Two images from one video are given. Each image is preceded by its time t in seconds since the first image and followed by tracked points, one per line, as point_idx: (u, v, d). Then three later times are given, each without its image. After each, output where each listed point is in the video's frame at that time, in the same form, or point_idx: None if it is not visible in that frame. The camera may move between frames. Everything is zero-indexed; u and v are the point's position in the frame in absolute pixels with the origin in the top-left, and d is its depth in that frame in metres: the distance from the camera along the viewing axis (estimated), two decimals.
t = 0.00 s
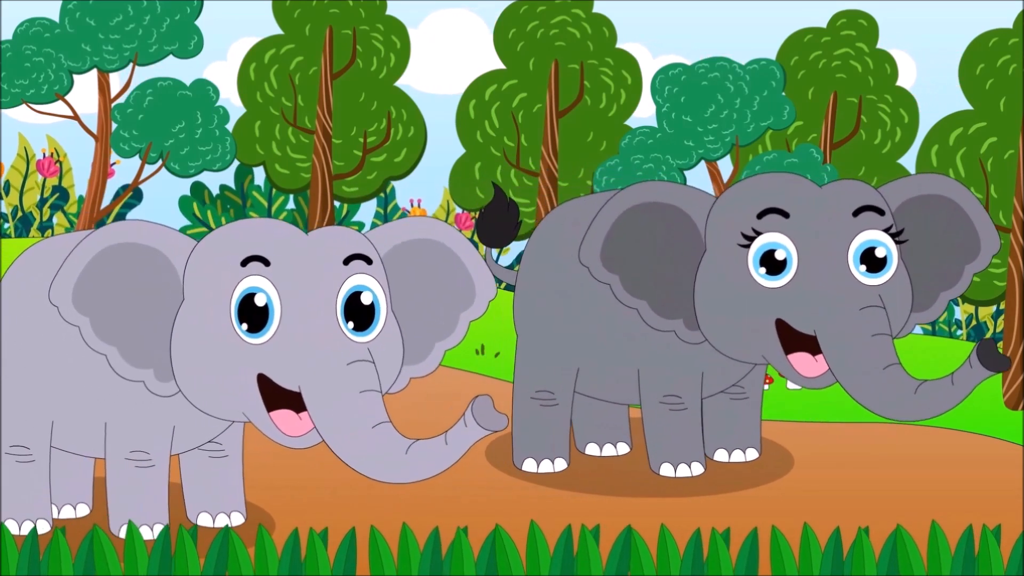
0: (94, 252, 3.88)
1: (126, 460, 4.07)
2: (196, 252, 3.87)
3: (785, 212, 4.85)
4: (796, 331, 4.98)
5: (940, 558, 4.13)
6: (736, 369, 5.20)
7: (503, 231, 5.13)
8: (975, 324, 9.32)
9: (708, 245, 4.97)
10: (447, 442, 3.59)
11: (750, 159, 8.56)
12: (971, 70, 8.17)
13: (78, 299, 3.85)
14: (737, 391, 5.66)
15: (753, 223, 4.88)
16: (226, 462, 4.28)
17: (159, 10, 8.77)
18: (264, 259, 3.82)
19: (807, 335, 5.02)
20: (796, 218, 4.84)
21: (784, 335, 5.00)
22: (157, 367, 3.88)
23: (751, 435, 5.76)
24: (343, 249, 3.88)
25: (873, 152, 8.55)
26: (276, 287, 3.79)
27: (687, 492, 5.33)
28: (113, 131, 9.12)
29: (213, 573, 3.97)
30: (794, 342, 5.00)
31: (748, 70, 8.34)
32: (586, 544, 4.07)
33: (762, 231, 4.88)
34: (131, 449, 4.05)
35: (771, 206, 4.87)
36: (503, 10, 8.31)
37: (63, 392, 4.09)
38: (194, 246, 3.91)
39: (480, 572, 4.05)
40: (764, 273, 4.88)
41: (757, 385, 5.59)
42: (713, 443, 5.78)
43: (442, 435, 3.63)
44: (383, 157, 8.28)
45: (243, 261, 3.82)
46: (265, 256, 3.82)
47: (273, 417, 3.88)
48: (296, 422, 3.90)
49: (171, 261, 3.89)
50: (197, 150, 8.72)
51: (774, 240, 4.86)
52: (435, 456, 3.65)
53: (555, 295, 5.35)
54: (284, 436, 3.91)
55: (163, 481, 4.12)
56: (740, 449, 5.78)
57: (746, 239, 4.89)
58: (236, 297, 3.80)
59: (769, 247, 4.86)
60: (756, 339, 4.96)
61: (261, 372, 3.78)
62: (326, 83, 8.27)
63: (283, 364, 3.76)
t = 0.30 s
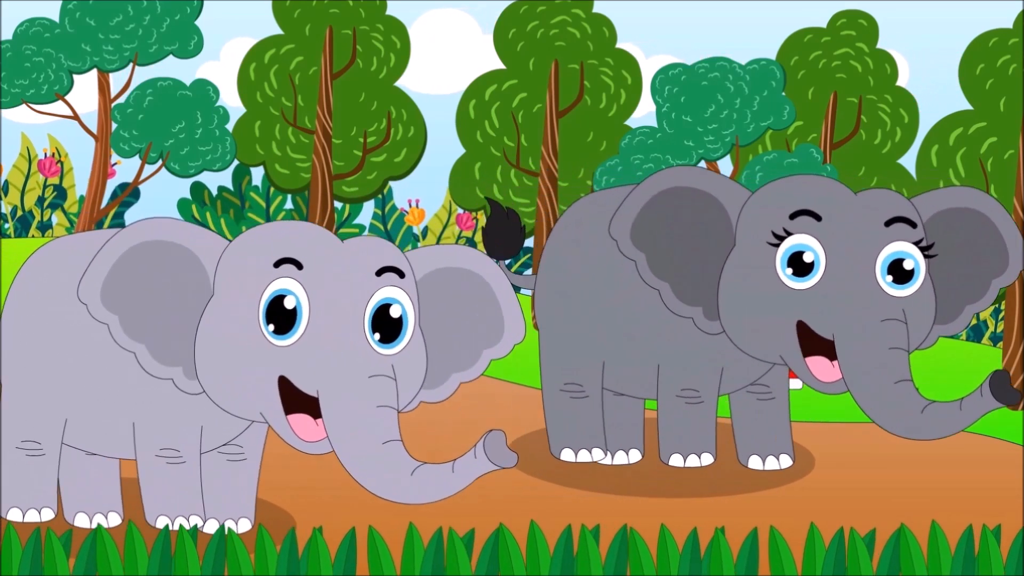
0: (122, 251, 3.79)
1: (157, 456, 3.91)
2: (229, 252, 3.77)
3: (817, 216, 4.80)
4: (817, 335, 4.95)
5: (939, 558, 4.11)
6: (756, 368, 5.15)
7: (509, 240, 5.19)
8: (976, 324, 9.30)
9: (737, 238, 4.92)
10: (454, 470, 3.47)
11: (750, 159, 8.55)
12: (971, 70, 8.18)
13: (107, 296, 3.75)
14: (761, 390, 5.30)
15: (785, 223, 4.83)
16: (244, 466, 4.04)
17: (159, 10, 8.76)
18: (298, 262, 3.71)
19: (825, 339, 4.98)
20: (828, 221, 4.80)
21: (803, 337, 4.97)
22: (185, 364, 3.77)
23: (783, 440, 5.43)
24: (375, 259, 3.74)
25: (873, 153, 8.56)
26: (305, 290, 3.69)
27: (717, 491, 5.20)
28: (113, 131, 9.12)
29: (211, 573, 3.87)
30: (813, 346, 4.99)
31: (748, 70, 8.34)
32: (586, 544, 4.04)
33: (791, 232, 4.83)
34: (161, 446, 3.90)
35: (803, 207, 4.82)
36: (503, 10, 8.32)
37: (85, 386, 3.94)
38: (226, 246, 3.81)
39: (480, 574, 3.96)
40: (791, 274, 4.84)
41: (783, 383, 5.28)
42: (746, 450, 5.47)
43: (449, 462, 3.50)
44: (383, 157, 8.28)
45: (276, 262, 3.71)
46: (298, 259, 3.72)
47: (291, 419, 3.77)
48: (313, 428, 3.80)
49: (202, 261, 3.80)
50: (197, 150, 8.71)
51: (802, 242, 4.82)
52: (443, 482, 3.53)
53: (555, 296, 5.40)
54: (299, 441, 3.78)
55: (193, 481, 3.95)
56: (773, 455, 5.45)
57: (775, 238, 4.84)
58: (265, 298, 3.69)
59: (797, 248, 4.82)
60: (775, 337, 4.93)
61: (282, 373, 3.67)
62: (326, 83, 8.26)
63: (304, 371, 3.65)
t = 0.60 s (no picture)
0: (147, 247, 3.96)
1: (177, 459, 4.06)
2: (249, 253, 3.93)
3: (837, 216, 4.91)
4: (838, 335, 5.04)
5: (938, 557, 4.09)
6: (777, 368, 5.25)
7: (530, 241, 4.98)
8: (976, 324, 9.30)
9: (758, 239, 5.04)
10: (477, 468, 3.67)
11: (750, 159, 8.54)
12: (971, 70, 8.16)
13: (127, 296, 3.93)
14: (781, 389, 5.40)
15: (805, 223, 4.95)
16: (267, 467, 4.14)
17: (159, 10, 8.76)
18: (317, 262, 3.88)
19: (847, 339, 5.06)
20: (848, 221, 4.91)
21: (824, 337, 5.07)
22: (205, 364, 3.93)
23: (801, 443, 5.50)
24: (396, 260, 3.91)
25: (872, 153, 8.56)
26: (325, 290, 3.85)
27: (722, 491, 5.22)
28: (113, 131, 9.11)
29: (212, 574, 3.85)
30: (835, 346, 5.07)
31: (748, 69, 8.31)
32: (586, 543, 4.02)
33: (813, 232, 4.94)
34: (182, 448, 4.04)
35: (824, 206, 4.93)
36: (503, 9, 8.31)
37: (103, 385, 4.10)
38: (248, 246, 3.96)
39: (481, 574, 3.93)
40: (811, 274, 4.96)
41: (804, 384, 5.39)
42: (766, 452, 5.53)
43: (473, 461, 3.70)
44: (383, 156, 8.28)
45: (297, 262, 3.88)
46: (318, 258, 3.89)
47: (311, 420, 3.90)
48: (334, 428, 3.92)
49: (225, 262, 3.95)
50: (197, 150, 8.72)
51: (822, 242, 4.94)
52: (464, 483, 3.72)
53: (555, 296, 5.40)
54: (321, 442, 3.92)
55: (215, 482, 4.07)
56: (792, 457, 5.52)
57: (796, 238, 4.96)
58: (285, 299, 3.86)
59: (817, 249, 4.94)
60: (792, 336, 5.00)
61: (304, 373, 3.83)
62: (326, 83, 8.26)
63: (327, 372, 3.82)
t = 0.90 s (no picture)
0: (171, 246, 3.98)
1: (194, 463, 4.11)
2: (266, 254, 3.95)
3: (853, 215, 4.91)
4: (858, 332, 5.05)
5: (940, 557, 4.06)
6: (799, 368, 5.25)
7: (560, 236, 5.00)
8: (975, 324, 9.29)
9: (775, 240, 5.03)
10: (504, 457, 3.73)
11: (750, 159, 8.53)
12: (971, 70, 8.16)
13: (147, 296, 3.95)
14: (799, 391, 5.43)
15: (821, 224, 4.95)
16: (291, 467, 4.25)
17: (159, 11, 8.77)
18: (335, 262, 3.90)
19: (869, 337, 5.09)
20: (865, 220, 4.91)
21: (845, 336, 5.07)
22: (222, 365, 3.97)
23: (817, 443, 5.56)
24: (412, 256, 3.94)
25: (872, 153, 8.58)
26: (343, 291, 3.88)
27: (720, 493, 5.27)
28: (113, 131, 9.12)
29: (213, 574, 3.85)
30: (857, 345, 5.08)
31: (748, 70, 8.32)
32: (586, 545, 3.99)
33: (829, 232, 4.94)
34: (199, 451, 4.10)
35: (840, 206, 4.93)
36: (503, 9, 8.30)
37: (121, 384, 4.11)
38: (265, 247, 3.98)
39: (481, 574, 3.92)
40: (829, 274, 4.96)
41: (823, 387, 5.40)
42: (780, 451, 5.58)
43: (500, 450, 3.76)
44: (383, 156, 8.29)
45: (314, 262, 3.90)
46: (335, 259, 3.90)
47: (335, 419, 4.00)
48: (357, 426, 4.02)
49: (243, 262, 3.98)
50: (197, 150, 8.72)
51: (841, 242, 4.93)
52: (492, 471, 3.78)
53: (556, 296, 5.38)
54: (345, 441, 4.01)
55: (228, 482, 4.15)
56: (807, 456, 5.57)
57: (814, 239, 4.96)
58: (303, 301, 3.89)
59: (835, 248, 4.94)
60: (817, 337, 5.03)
61: (325, 373, 3.89)
62: (326, 83, 8.26)
63: (349, 371, 3.87)
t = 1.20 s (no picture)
0: (181, 249, 3.68)
1: (209, 463, 3.86)
2: (279, 254, 3.63)
3: (867, 213, 4.59)
4: (880, 330, 4.72)
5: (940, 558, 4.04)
6: (822, 370, 4.96)
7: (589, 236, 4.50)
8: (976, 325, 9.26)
9: (790, 247, 4.72)
10: (534, 436, 3.37)
11: (750, 159, 8.57)
12: (971, 70, 8.16)
13: (161, 300, 3.64)
14: (822, 393, 5.50)
15: (835, 224, 4.63)
16: (312, 465, 4.13)
17: (159, 10, 8.76)
18: (346, 260, 3.57)
19: (891, 336, 4.76)
20: (879, 219, 4.58)
21: (867, 335, 4.74)
22: (240, 368, 3.65)
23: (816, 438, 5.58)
24: (421, 250, 3.61)
25: (873, 153, 8.59)
26: (359, 290, 3.54)
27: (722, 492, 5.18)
28: (113, 131, 9.13)
29: None
30: (877, 342, 4.75)
31: (748, 70, 8.32)
32: (585, 547, 3.95)
33: (843, 233, 4.62)
34: (213, 451, 3.84)
35: (852, 206, 4.62)
36: (503, 9, 8.31)
37: (140, 390, 3.86)
38: (278, 247, 3.68)
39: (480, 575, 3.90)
40: (847, 275, 4.62)
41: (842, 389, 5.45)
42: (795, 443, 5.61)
43: (529, 430, 3.40)
44: (383, 156, 8.29)
45: (326, 262, 3.57)
46: (346, 257, 3.57)
47: (359, 416, 3.64)
48: (381, 423, 3.65)
49: (254, 262, 3.67)
50: (197, 150, 8.71)
51: (856, 242, 4.61)
52: (526, 452, 3.42)
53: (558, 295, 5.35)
54: (369, 438, 3.65)
55: (244, 484, 3.90)
56: (821, 448, 5.62)
57: (828, 241, 4.64)
58: (318, 300, 3.57)
59: (851, 249, 4.61)
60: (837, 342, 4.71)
61: (344, 373, 3.55)
62: (325, 83, 8.26)
63: (370, 369, 3.52)
